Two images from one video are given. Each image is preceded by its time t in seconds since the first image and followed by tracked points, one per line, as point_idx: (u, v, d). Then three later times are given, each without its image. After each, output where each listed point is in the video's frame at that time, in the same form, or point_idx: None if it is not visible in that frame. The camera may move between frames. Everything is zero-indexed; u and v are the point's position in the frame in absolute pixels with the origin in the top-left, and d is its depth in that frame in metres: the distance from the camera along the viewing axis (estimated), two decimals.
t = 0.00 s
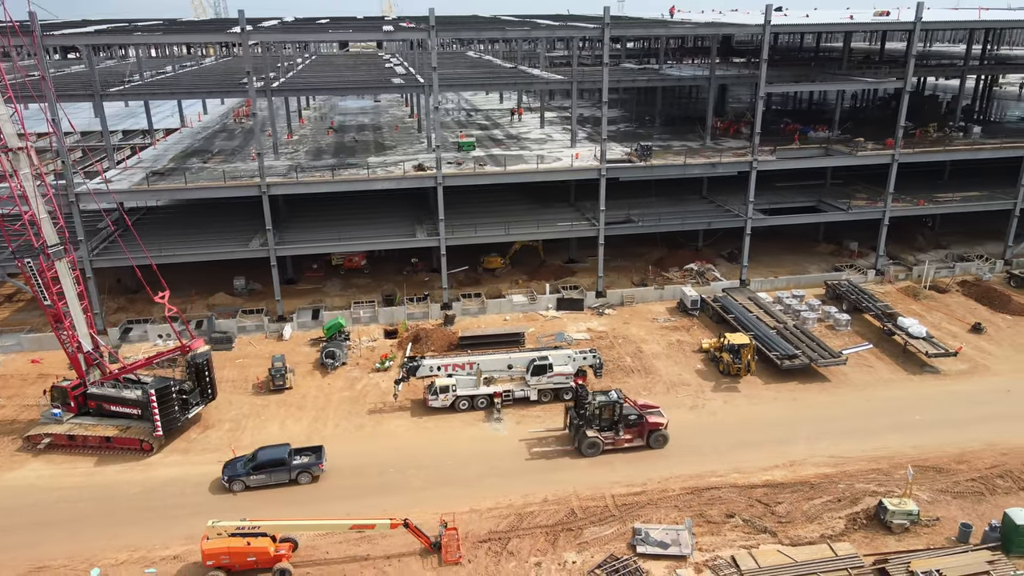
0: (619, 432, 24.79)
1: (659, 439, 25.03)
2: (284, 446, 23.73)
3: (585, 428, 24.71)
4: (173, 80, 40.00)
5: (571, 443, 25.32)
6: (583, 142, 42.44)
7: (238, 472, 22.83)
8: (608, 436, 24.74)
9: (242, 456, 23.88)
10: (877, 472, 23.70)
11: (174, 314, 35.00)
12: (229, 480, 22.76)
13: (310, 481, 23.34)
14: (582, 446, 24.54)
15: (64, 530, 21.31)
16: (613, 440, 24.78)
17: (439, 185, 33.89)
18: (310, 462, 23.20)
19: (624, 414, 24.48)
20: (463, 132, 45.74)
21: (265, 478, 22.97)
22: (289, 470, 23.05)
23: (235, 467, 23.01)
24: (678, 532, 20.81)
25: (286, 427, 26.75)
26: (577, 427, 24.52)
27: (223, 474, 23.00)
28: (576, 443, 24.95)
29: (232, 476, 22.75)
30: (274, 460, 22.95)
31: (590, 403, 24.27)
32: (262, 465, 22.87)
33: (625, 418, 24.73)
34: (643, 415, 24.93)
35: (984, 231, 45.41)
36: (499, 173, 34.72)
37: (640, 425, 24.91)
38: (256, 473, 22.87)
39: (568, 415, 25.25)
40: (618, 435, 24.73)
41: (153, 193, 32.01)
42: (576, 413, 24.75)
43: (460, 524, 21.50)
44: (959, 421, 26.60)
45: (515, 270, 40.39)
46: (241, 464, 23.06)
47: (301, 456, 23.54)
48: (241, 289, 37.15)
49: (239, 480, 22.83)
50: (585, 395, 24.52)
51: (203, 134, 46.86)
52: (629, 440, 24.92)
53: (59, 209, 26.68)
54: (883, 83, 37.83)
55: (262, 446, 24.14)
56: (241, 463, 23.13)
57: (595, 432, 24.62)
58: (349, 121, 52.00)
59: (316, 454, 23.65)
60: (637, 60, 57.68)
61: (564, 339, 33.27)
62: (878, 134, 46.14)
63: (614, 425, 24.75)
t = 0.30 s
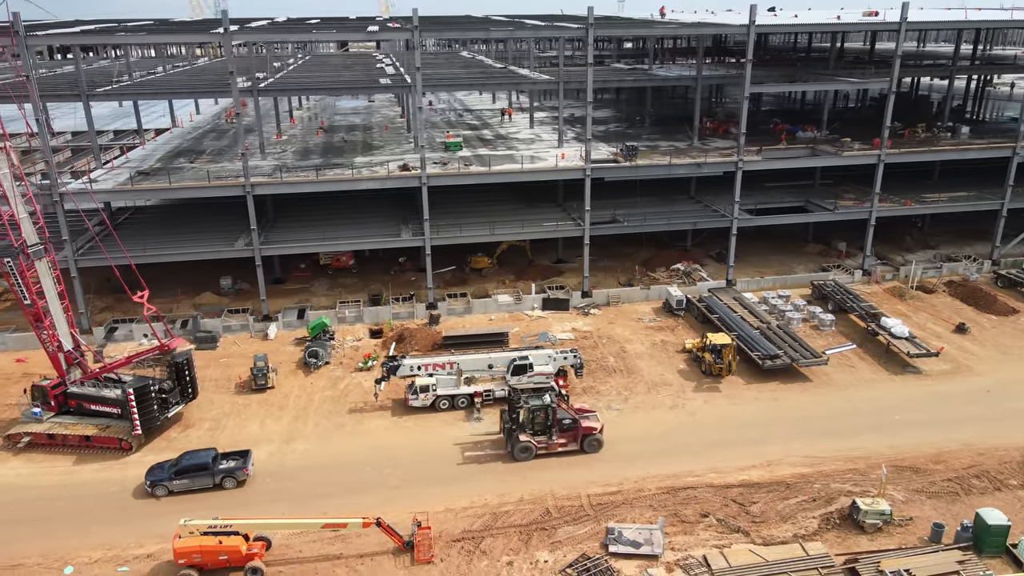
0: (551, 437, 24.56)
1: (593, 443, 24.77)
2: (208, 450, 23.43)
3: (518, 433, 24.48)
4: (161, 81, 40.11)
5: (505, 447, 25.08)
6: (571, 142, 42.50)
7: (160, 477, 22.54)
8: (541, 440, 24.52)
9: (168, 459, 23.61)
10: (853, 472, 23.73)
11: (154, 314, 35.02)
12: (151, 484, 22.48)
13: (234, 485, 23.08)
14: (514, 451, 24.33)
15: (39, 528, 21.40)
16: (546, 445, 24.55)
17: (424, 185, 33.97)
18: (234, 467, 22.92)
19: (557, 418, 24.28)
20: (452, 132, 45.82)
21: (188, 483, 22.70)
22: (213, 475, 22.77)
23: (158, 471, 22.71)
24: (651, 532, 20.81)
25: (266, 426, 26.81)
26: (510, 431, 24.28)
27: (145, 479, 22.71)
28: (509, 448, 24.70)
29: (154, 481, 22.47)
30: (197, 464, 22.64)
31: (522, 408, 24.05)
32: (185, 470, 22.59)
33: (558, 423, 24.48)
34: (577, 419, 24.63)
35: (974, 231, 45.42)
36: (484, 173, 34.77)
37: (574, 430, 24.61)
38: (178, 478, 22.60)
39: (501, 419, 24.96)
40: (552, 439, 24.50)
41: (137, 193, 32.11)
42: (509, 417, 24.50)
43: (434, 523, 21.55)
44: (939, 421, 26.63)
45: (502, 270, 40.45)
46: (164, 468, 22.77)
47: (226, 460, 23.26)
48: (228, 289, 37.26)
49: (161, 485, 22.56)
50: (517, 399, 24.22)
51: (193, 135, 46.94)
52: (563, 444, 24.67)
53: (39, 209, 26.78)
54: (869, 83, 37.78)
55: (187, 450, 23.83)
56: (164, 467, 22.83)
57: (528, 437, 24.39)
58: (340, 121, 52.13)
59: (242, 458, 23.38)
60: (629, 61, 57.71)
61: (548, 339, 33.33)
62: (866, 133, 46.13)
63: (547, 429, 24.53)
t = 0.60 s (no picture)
0: (482, 440, 24.33)
1: (524, 447, 24.52)
2: (132, 455, 23.25)
3: (447, 437, 24.23)
4: (148, 81, 40.19)
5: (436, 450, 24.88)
6: (559, 142, 42.49)
7: (80, 481, 22.35)
8: (471, 444, 24.32)
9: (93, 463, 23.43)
10: (828, 472, 23.72)
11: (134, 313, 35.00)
12: (72, 488, 22.30)
13: (156, 489, 22.85)
14: (443, 454, 24.12)
15: (14, 526, 21.49)
16: (477, 448, 24.36)
17: (407, 185, 34.00)
18: (156, 471, 22.73)
19: (488, 421, 24.04)
20: (440, 132, 45.87)
21: (109, 487, 22.51)
22: (134, 479, 22.58)
23: (79, 475, 22.53)
24: (621, 531, 20.85)
25: (244, 425, 26.87)
26: (439, 435, 24.02)
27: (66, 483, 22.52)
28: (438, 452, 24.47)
29: (73, 485, 22.29)
30: (119, 468, 22.50)
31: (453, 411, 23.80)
32: (106, 474, 22.42)
33: (489, 426, 24.21)
34: (509, 423, 24.35)
35: (963, 232, 45.33)
36: (468, 172, 34.78)
37: (505, 433, 24.34)
38: (99, 482, 22.42)
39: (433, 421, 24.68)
40: (483, 443, 24.29)
41: (120, 193, 32.19)
42: (439, 420, 24.22)
43: (406, 522, 21.60)
44: (917, 421, 26.62)
45: (489, 270, 40.49)
46: (86, 472, 22.61)
47: (150, 464, 23.07)
48: (214, 288, 37.37)
49: (82, 489, 22.37)
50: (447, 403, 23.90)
51: (182, 134, 47.02)
52: (494, 448, 24.44)
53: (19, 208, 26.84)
54: (854, 83, 37.67)
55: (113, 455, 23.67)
56: (85, 471, 22.66)
57: (458, 440, 24.18)
58: (330, 121, 52.22)
59: (165, 463, 23.19)
60: (620, 61, 57.69)
61: (531, 338, 33.36)
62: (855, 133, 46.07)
63: (478, 433, 24.28)
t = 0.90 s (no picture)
0: (410, 444, 24.17)
1: (453, 451, 24.38)
2: (52, 459, 23.02)
3: (374, 440, 24.11)
4: (135, 81, 40.33)
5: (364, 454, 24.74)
6: (544, 142, 42.53)
7: None
8: (399, 448, 24.15)
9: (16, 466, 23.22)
10: (800, 472, 23.71)
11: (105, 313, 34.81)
12: None
13: (75, 494, 22.64)
14: (370, 458, 23.98)
15: None
16: (405, 452, 24.18)
17: (389, 185, 34.08)
18: (75, 476, 22.49)
19: (415, 425, 23.88)
20: (427, 132, 45.97)
21: (27, 491, 22.31)
22: (53, 483, 22.36)
23: None
24: (589, 531, 20.91)
25: (221, 424, 26.96)
26: (365, 438, 23.89)
27: None
28: (365, 455, 24.34)
29: None
30: (36, 472, 22.27)
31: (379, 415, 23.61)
32: (24, 478, 22.21)
33: (417, 430, 24.04)
34: (437, 427, 24.19)
35: (951, 232, 45.26)
36: (450, 173, 34.85)
37: (433, 437, 24.21)
38: (17, 486, 22.22)
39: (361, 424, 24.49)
40: (410, 447, 24.13)
41: (102, 193, 32.32)
42: (367, 424, 24.11)
43: (375, 521, 21.65)
44: (893, 422, 26.61)
45: (474, 270, 40.55)
46: (4, 475, 22.40)
47: (70, 468, 22.84)
48: (198, 287, 37.48)
49: None
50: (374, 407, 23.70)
51: (171, 134, 47.16)
52: (422, 452, 24.27)
53: None
54: (838, 83, 37.63)
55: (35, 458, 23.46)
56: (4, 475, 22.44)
57: (384, 444, 24.02)
58: (320, 120, 52.40)
59: (86, 467, 22.95)
60: (610, 61, 57.78)
61: (512, 338, 33.41)
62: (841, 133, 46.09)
63: (405, 437, 24.12)
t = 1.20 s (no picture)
0: (334, 449, 23.91)
1: (378, 456, 24.22)
2: None
3: (298, 445, 23.80)
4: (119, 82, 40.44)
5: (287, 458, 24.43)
6: (529, 143, 42.56)
7: None
8: (323, 452, 23.90)
9: None
10: (769, 474, 23.70)
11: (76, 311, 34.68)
12: None
13: None
14: (294, 463, 23.70)
15: None
16: (329, 457, 23.94)
17: (370, 186, 34.15)
18: None
19: (340, 430, 23.67)
20: (412, 133, 46.05)
21: None
22: None
23: None
24: (554, 532, 20.98)
25: (195, 424, 27.04)
26: (289, 443, 23.57)
27: None
28: (288, 460, 24.03)
29: None
30: None
31: (303, 419, 23.27)
32: None
33: (342, 435, 23.79)
34: (362, 431, 23.96)
35: (938, 234, 45.16)
36: (431, 173, 34.89)
37: (359, 442, 23.99)
38: None
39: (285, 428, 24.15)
40: (335, 451, 23.90)
41: (82, 193, 32.45)
42: (290, 429, 23.74)
43: (341, 522, 21.71)
44: (866, 424, 26.58)
45: (457, 270, 40.59)
46: None
47: None
48: (182, 288, 37.64)
49: None
50: (297, 411, 23.38)
51: (159, 135, 47.35)
52: (347, 456, 24.03)
53: None
54: (820, 84, 37.59)
55: None
56: None
57: (307, 449, 23.76)
58: (308, 121, 52.50)
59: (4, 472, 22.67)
60: (600, 61, 57.79)
61: (492, 339, 33.42)
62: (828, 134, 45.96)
63: (329, 441, 23.87)
